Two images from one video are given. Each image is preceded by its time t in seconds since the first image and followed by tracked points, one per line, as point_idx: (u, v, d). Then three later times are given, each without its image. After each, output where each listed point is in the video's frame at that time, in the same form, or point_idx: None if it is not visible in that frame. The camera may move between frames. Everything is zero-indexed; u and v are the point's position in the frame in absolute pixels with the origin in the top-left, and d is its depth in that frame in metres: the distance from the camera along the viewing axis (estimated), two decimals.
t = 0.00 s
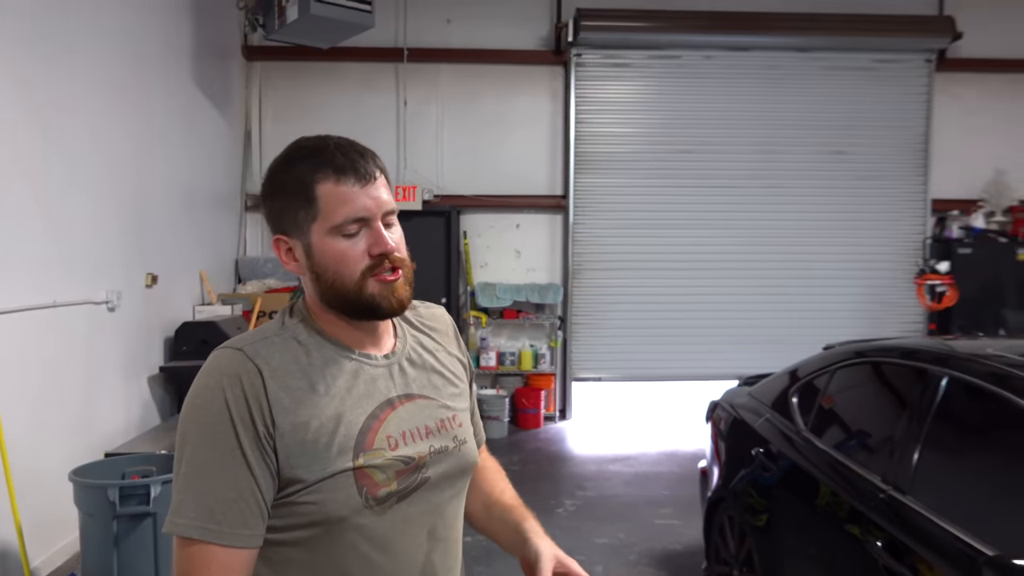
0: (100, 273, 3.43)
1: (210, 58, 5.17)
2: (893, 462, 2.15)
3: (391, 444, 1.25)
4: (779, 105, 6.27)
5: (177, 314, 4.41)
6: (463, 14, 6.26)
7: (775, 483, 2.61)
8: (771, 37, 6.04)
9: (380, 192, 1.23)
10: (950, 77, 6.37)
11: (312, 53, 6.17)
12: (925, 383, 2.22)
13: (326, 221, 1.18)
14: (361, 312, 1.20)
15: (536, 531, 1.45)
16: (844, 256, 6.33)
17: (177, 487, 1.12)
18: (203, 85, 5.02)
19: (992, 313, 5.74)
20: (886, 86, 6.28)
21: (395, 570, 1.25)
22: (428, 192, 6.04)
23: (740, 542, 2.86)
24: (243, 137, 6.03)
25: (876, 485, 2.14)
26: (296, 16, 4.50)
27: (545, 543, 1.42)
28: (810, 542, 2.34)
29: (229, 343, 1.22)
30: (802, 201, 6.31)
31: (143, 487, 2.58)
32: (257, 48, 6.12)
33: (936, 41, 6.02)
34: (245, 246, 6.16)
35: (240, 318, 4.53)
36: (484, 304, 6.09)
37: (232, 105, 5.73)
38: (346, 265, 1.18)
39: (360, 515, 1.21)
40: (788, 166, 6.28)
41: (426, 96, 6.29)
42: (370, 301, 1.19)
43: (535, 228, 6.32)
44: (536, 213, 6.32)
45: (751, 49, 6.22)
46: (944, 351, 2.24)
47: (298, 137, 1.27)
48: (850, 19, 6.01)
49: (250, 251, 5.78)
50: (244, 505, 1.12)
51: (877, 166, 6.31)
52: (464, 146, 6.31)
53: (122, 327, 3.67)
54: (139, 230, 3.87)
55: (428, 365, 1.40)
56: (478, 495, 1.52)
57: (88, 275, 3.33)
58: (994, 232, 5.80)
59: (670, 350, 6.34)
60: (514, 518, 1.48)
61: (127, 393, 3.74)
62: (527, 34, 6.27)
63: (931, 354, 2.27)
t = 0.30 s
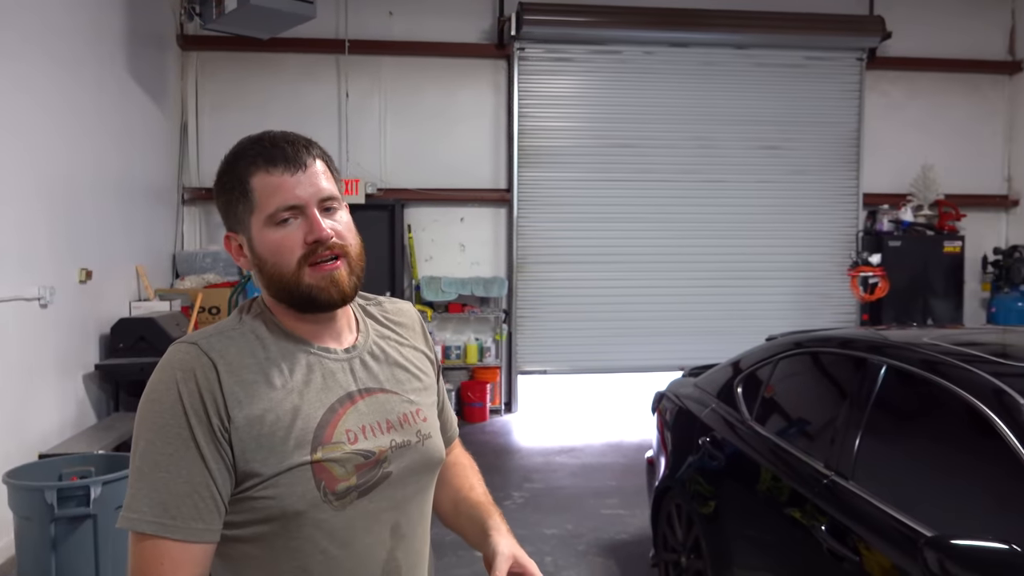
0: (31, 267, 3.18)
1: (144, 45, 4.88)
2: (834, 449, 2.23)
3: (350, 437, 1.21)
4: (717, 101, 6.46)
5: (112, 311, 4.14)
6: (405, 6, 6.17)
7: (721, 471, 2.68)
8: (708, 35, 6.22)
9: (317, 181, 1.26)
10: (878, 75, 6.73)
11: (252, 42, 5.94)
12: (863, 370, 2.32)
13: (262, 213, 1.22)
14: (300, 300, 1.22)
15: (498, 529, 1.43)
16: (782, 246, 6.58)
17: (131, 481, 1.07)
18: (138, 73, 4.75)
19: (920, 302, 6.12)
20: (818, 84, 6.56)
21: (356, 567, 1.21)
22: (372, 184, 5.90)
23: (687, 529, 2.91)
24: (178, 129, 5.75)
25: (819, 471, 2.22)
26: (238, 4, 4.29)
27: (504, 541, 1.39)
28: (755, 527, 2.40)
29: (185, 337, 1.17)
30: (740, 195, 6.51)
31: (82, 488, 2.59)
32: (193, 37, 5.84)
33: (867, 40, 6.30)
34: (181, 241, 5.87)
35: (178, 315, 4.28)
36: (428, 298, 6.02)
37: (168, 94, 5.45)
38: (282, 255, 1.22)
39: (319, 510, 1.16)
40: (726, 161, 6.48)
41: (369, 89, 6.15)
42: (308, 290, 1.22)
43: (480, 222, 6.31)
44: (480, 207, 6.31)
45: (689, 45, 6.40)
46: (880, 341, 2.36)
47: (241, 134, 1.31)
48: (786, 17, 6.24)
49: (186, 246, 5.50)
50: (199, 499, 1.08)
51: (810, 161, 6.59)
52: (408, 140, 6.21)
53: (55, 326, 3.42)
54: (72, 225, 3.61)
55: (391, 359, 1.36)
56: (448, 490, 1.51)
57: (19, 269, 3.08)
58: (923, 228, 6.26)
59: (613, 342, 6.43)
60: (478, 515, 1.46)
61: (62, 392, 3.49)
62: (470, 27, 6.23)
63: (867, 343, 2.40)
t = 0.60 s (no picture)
0: None
1: (107, 39, 4.78)
2: (803, 447, 2.26)
3: (314, 438, 1.20)
4: (685, 104, 6.53)
5: (73, 310, 4.06)
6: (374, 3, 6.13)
7: (692, 469, 2.69)
8: (676, 36, 6.28)
9: (275, 178, 1.24)
10: (841, 79, 6.85)
11: (219, 37, 5.87)
12: (830, 370, 2.36)
13: (219, 211, 1.20)
14: (257, 300, 1.21)
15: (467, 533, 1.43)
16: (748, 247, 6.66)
17: (86, 484, 1.04)
18: (100, 67, 4.64)
19: (882, 302, 6.22)
20: (785, 87, 6.65)
21: (322, 570, 1.19)
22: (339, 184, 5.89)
23: (657, 527, 2.92)
24: (141, 124, 5.65)
25: (788, 469, 2.25)
26: None
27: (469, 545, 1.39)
28: (724, 524, 2.43)
29: (146, 337, 1.16)
30: (708, 196, 6.59)
31: (43, 491, 2.53)
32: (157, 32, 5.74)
33: (831, 44, 6.41)
34: (145, 239, 5.78)
35: (142, 313, 4.21)
36: (397, 298, 5.98)
37: (131, 90, 5.36)
38: (239, 254, 1.20)
39: (280, 512, 1.15)
40: (696, 161, 6.56)
41: (337, 86, 6.11)
42: (265, 289, 1.20)
43: (449, 221, 6.31)
44: (449, 207, 6.30)
45: (658, 47, 6.45)
46: (846, 339, 2.41)
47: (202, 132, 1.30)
48: (752, 20, 6.32)
49: (151, 244, 5.40)
50: (154, 503, 1.05)
51: (775, 163, 6.68)
52: (377, 138, 6.17)
53: (14, 325, 3.34)
54: (32, 221, 3.53)
55: (360, 359, 1.35)
56: (426, 492, 1.52)
57: None
58: (885, 230, 6.35)
59: (587, 341, 6.46)
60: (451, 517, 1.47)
61: (22, 392, 3.41)
62: (439, 26, 6.22)
63: (833, 342, 2.44)
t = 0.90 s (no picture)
0: None
1: (89, 31, 4.73)
2: (789, 444, 2.28)
3: (299, 435, 1.20)
4: (671, 101, 6.54)
5: (55, 305, 4.02)
6: None
7: (678, 465, 2.70)
8: (662, 34, 6.29)
9: (268, 171, 1.24)
10: (827, 78, 6.89)
11: (203, 31, 5.82)
12: (815, 367, 2.38)
13: (211, 203, 1.19)
14: (252, 293, 1.19)
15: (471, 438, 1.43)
16: (734, 245, 6.70)
17: (67, 485, 1.03)
18: (82, 59, 4.59)
19: (866, 300, 6.26)
20: (771, 85, 6.68)
21: (310, 568, 1.18)
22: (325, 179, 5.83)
23: (643, 523, 2.92)
24: (123, 117, 5.60)
25: (775, 466, 2.26)
26: None
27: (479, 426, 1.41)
28: (710, 520, 2.43)
29: (125, 334, 1.14)
30: (695, 193, 6.61)
31: (24, 488, 2.50)
32: (139, 24, 5.69)
33: (817, 43, 6.45)
34: (128, 233, 5.72)
35: (124, 308, 4.17)
36: (382, 293, 5.94)
37: (114, 83, 5.31)
38: (233, 245, 1.18)
39: (266, 509, 1.14)
40: (683, 158, 6.58)
41: (322, 80, 6.07)
42: (261, 281, 1.19)
43: (435, 217, 6.29)
44: (435, 203, 6.29)
45: (645, 44, 6.45)
46: (829, 336, 2.43)
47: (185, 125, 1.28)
48: (737, 18, 6.35)
49: (134, 239, 5.36)
50: (137, 502, 1.04)
51: (761, 161, 6.71)
52: (363, 133, 6.15)
53: None
54: (13, 214, 3.49)
55: (342, 353, 1.35)
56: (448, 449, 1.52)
57: None
58: (868, 228, 6.40)
59: (575, 337, 6.47)
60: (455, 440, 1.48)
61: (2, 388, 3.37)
62: (425, 20, 6.20)
63: (817, 339, 2.46)
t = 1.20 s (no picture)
0: None
1: (82, 34, 4.71)
2: (782, 451, 2.27)
3: (279, 444, 1.19)
4: (666, 106, 6.55)
5: (47, 310, 4.00)
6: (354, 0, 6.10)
7: (672, 472, 2.69)
8: (655, 39, 6.30)
9: (233, 178, 1.23)
10: (821, 83, 6.91)
11: (197, 35, 5.81)
12: (807, 375, 2.38)
13: (176, 212, 1.19)
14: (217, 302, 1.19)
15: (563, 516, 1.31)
16: (728, 250, 6.71)
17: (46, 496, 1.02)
18: (75, 62, 4.57)
19: (860, 305, 6.27)
20: (765, 91, 6.69)
21: None
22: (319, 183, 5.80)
23: (637, 530, 2.91)
24: (116, 120, 5.58)
25: (768, 473, 2.26)
26: None
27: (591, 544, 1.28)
28: (704, 527, 2.43)
29: (104, 346, 1.14)
30: (689, 197, 6.62)
31: (14, 495, 2.48)
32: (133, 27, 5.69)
33: (810, 48, 6.46)
34: (122, 237, 5.71)
35: (117, 313, 4.15)
36: (376, 298, 5.95)
37: (107, 86, 5.29)
38: (197, 255, 1.18)
39: (245, 520, 1.13)
40: (678, 163, 6.59)
41: (316, 84, 6.06)
42: (225, 290, 1.19)
43: (429, 221, 6.28)
44: (429, 207, 6.28)
45: (639, 49, 6.46)
46: (823, 343, 2.44)
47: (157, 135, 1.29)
48: (731, 24, 6.36)
49: (127, 242, 5.34)
50: (117, 512, 1.03)
51: (756, 166, 6.72)
52: (358, 137, 6.14)
53: None
54: (5, 218, 3.48)
55: (326, 362, 1.34)
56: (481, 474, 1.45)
57: None
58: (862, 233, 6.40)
59: (569, 342, 6.47)
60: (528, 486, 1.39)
61: None
62: (419, 25, 6.20)
63: (811, 346, 2.47)
